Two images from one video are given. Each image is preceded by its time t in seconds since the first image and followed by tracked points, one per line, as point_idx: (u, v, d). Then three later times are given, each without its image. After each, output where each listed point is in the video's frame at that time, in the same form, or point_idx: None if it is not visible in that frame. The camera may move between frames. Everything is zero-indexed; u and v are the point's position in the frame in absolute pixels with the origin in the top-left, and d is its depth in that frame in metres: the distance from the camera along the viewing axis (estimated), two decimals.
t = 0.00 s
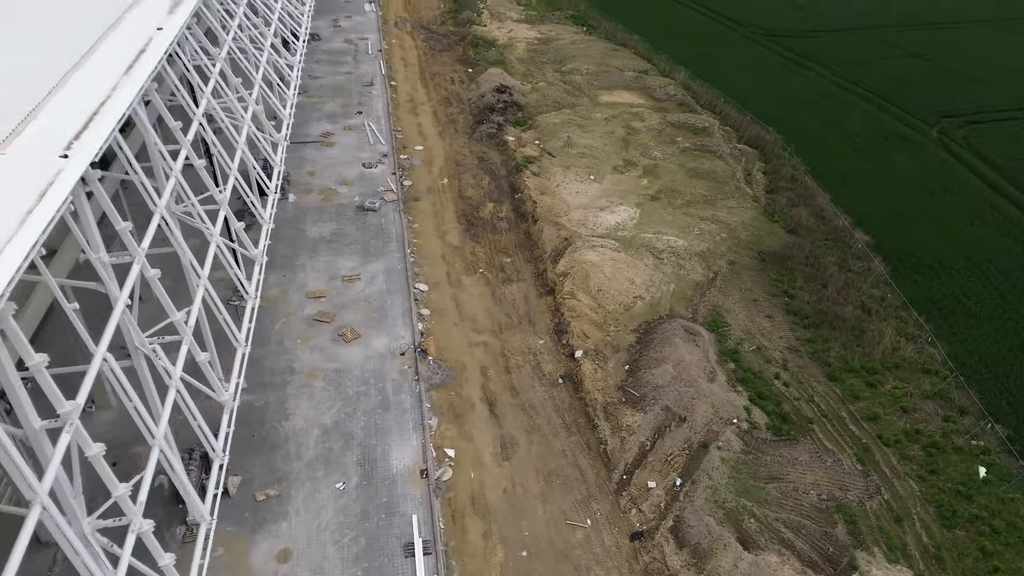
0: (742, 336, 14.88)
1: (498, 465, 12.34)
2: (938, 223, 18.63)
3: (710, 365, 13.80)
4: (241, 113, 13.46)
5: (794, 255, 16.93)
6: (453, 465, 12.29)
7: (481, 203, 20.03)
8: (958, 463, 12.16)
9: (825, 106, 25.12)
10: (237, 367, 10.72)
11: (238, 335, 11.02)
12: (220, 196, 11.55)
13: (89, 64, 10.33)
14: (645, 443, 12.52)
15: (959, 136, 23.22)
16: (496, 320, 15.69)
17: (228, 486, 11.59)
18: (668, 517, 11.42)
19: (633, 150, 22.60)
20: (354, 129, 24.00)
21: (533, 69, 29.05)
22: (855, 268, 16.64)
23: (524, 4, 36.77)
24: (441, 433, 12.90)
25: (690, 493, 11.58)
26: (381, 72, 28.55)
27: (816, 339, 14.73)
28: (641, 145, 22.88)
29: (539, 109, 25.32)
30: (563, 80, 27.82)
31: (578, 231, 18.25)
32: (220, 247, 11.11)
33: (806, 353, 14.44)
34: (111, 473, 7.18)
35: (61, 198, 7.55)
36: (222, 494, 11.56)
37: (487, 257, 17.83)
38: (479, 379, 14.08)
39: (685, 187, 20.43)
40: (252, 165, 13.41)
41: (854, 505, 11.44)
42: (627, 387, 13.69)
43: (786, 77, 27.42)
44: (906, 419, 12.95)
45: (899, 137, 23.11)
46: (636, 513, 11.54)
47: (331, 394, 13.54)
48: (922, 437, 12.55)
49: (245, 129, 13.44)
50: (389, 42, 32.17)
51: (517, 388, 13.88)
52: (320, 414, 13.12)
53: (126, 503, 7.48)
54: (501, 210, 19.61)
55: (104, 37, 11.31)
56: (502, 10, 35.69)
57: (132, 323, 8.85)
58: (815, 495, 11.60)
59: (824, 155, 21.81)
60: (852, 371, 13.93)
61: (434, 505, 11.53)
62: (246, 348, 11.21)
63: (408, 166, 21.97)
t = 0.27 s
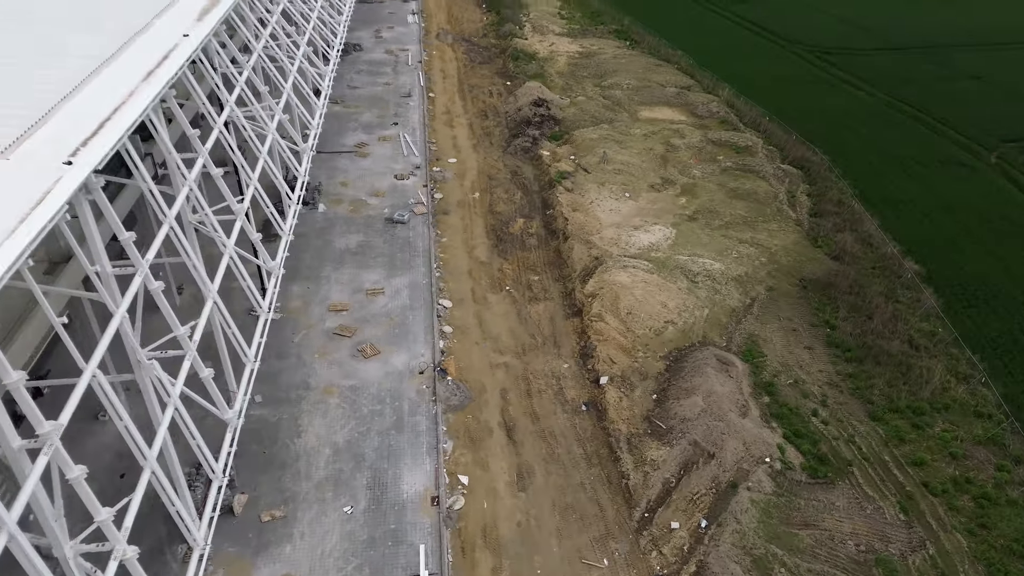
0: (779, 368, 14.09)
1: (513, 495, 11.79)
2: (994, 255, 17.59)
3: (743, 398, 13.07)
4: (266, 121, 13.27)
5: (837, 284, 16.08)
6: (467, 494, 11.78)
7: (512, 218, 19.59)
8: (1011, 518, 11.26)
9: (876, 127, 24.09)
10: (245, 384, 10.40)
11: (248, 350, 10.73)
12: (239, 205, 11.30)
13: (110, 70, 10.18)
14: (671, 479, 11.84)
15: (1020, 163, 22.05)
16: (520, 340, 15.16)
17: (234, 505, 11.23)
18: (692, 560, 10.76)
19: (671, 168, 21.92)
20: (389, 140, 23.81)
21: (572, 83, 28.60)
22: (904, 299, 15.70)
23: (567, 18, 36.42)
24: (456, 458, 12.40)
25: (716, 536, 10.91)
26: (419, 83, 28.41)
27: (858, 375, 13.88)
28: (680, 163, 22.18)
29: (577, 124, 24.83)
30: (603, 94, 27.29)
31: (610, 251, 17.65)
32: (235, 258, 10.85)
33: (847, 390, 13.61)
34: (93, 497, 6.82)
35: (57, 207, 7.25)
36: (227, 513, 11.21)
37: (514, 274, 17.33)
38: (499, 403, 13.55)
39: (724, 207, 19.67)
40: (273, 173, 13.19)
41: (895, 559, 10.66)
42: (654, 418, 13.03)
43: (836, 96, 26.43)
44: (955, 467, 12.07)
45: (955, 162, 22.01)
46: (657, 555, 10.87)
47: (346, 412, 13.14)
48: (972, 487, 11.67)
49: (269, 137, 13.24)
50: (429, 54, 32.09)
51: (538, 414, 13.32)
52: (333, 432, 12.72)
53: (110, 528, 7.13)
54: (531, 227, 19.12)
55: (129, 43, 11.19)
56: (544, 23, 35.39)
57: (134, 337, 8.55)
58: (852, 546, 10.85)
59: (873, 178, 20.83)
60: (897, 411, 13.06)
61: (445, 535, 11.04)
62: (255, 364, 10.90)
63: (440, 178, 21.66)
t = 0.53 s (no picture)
0: (813, 402, 13.29)
1: (524, 527, 11.23)
2: None
3: (774, 434, 12.33)
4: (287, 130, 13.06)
5: (879, 313, 15.20)
6: (475, 523, 11.26)
7: (539, 234, 19.10)
8: None
9: (926, 148, 23.05)
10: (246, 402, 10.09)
11: (252, 367, 10.45)
12: (251, 216, 11.01)
13: (126, 73, 9.99)
14: (692, 517, 11.16)
15: None
16: (540, 362, 14.62)
17: (235, 524, 10.88)
18: None
19: (707, 186, 21.20)
20: (420, 151, 23.54)
21: (609, 97, 28.06)
22: (952, 332, 14.74)
23: (607, 31, 35.93)
24: (466, 484, 11.89)
25: None
26: (454, 94, 28.18)
27: (900, 413, 13.02)
28: (717, 181, 21.45)
29: (611, 138, 24.27)
30: (639, 109, 26.68)
31: (639, 271, 17.02)
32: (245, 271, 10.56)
33: (886, 428, 12.77)
34: (66, 523, 6.48)
35: (48, 214, 6.94)
36: (227, 533, 10.86)
37: (539, 292, 16.81)
38: (515, 427, 13.01)
39: (761, 228, 18.88)
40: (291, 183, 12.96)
41: None
42: (677, 450, 12.35)
43: (884, 115, 25.41)
44: (1004, 518, 11.18)
45: (1010, 187, 20.88)
46: None
47: (356, 431, 12.71)
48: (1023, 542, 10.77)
49: (289, 145, 13.02)
50: (466, 65, 31.88)
51: (555, 440, 12.75)
52: (342, 451, 12.31)
53: (86, 555, 6.80)
54: (559, 243, 18.60)
55: (150, 47, 11.04)
56: (583, 36, 34.95)
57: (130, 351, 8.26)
58: None
59: (922, 202, 19.83)
60: (941, 455, 12.20)
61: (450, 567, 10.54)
62: (258, 382, 10.63)
63: (469, 191, 21.29)
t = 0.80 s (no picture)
0: (846, 438, 12.52)
1: (532, 561, 10.65)
2: None
3: (802, 472, 11.60)
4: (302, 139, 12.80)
5: (920, 345, 14.36)
6: (481, 555, 10.72)
7: (563, 251, 18.57)
8: None
9: (974, 169, 21.99)
10: (243, 422, 9.75)
11: (251, 386, 10.09)
12: (258, 227, 10.67)
13: (135, 79, 9.80)
14: (711, 559, 10.49)
15: None
16: (557, 384, 14.05)
17: (230, 547, 10.49)
18: None
19: (740, 205, 20.47)
20: (446, 163, 23.22)
21: (642, 111, 27.48)
22: (998, 367, 13.81)
23: (642, 44, 35.38)
24: (474, 513, 11.35)
25: None
26: (484, 106, 27.87)
27: (940, 454, 12.20)
28: (750, 200, 20.70)
29: (642, 153, 23.67)
30: (673, 124, 26.04)
31: (665, 292, 16.38)
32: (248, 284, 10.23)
33: (925, 471, 11.96)
34: (31, 550, 6.16)
35: (28, 224, 6.61)
36: (221, 556, 10.46)
37: (560, 311, 16.26)
38: (527, 453, 12.45)
39: (795, 250, 18.08)
40: (304, 193, 12.67)
41: None
42: (697, 485, 11.68)
43: (929, 134, 24.37)
44: None
45: None
46: None
47: (362, 451, 12.28)
48: None
49: (304, 155, 12.71)
50: (498, 77, 31.58)
51: (568, 469, 12.16)
52: (346, 473, 11.88)
53: None
54: (582, 261, 18.06)
55: (163, 54, 10.86)
56: (618, 50, 34.44)
57: (119, 368, 7.98)
58: None
59: (967, 227, 18.85)
60: (984, 502, 11.36)
61: None
62: (257, 400, 10.28)
63: (493, 205, 20.86)
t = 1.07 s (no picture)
0: (877, 477, 11.77)
1: None
2: None
3: (828, 514, 10.90)
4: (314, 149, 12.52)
5: (959, 380, 13.53)
6: None
7: (584, 268, 18.03)
8: None
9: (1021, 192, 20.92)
10: (236, 443, 9.31)
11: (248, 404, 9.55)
12: (261, 240, 10.28)
13: (139, 85, 9.56)
14: None
15: None
16: (572, 408, 13.49)
17: (223, 571, 10.11)
18: None
19: (770, 224, 19.73)
20: (469, 174, 22.85)
21: (672, 124, 26.86)
22: None
23: (675, 57, 34.76)
24: (478, 544, 10.86)
25: None
26: (510, 117, 27.50)
27: (980, 499, 11.38)
28: (782, 219, 19.93)
29: (670, 168, 23.05)
30: (703, 138, 25.35)
31: (689, 313, 15.72)
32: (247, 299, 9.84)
33: (963, 516, 11.16)
34: None
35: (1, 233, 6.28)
36: None
37: (578, 330, 15.70)
38: (537, 481, 11.92)
39: (828, 273, 17.28)
40: (313, 204, 12.37)
41: None
42: (716, 523, 11.02)
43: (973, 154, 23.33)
44: None
45: None
46: None
47: (365, 473, 11.84)
48: None
49: (316, 166, 12.39)
50: (527, 88, 31.20)
51: (579, 500, 11.60)
52: (348, 495, 11.44)
53: None
54: (603, 279, 17.49)
55: (172, 60, 10.62)
56: (650, 62, 33.85)
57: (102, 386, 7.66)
58: None
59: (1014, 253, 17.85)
60: None
61: None
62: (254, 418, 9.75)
63: (515, 218, 20.42)
